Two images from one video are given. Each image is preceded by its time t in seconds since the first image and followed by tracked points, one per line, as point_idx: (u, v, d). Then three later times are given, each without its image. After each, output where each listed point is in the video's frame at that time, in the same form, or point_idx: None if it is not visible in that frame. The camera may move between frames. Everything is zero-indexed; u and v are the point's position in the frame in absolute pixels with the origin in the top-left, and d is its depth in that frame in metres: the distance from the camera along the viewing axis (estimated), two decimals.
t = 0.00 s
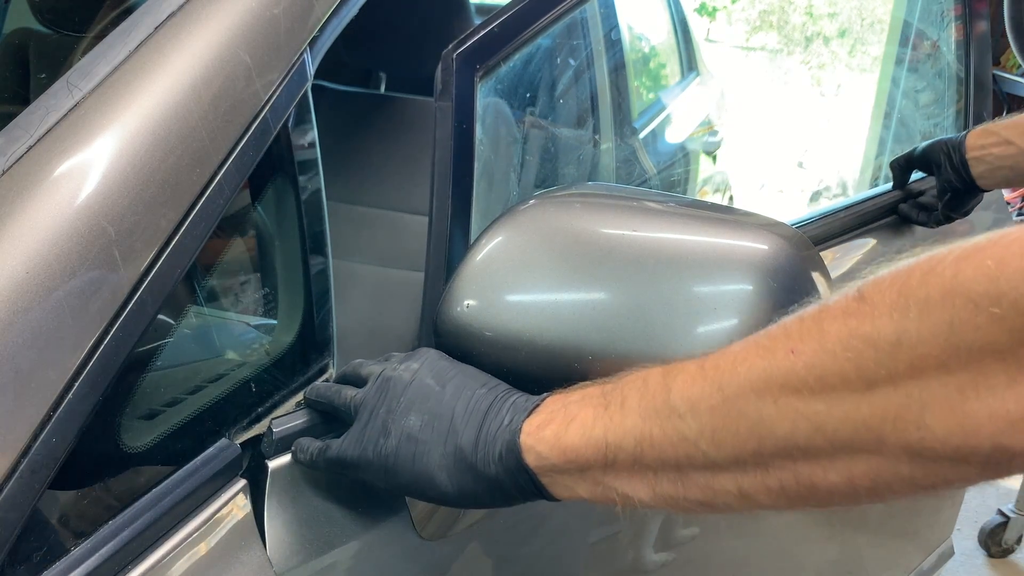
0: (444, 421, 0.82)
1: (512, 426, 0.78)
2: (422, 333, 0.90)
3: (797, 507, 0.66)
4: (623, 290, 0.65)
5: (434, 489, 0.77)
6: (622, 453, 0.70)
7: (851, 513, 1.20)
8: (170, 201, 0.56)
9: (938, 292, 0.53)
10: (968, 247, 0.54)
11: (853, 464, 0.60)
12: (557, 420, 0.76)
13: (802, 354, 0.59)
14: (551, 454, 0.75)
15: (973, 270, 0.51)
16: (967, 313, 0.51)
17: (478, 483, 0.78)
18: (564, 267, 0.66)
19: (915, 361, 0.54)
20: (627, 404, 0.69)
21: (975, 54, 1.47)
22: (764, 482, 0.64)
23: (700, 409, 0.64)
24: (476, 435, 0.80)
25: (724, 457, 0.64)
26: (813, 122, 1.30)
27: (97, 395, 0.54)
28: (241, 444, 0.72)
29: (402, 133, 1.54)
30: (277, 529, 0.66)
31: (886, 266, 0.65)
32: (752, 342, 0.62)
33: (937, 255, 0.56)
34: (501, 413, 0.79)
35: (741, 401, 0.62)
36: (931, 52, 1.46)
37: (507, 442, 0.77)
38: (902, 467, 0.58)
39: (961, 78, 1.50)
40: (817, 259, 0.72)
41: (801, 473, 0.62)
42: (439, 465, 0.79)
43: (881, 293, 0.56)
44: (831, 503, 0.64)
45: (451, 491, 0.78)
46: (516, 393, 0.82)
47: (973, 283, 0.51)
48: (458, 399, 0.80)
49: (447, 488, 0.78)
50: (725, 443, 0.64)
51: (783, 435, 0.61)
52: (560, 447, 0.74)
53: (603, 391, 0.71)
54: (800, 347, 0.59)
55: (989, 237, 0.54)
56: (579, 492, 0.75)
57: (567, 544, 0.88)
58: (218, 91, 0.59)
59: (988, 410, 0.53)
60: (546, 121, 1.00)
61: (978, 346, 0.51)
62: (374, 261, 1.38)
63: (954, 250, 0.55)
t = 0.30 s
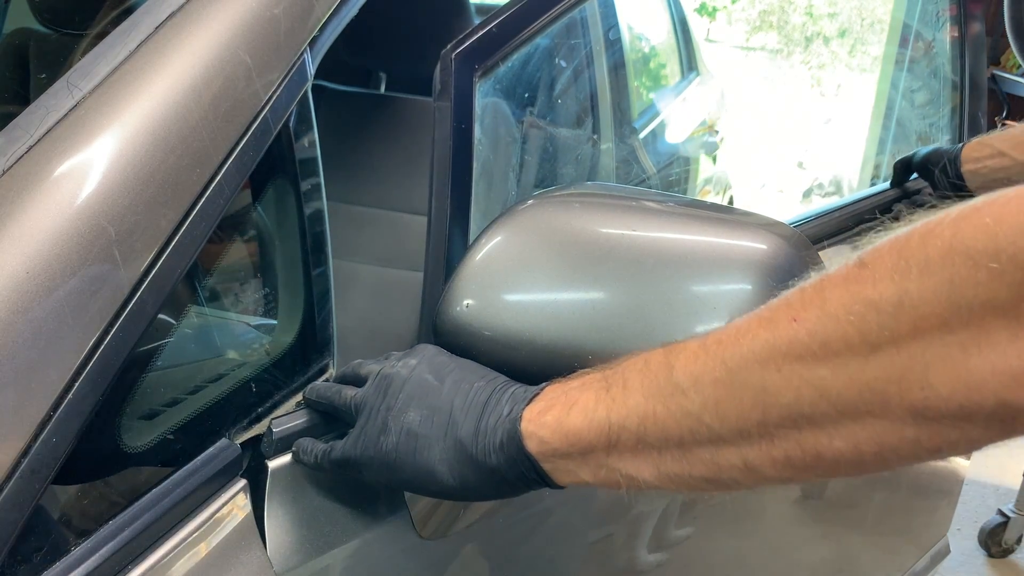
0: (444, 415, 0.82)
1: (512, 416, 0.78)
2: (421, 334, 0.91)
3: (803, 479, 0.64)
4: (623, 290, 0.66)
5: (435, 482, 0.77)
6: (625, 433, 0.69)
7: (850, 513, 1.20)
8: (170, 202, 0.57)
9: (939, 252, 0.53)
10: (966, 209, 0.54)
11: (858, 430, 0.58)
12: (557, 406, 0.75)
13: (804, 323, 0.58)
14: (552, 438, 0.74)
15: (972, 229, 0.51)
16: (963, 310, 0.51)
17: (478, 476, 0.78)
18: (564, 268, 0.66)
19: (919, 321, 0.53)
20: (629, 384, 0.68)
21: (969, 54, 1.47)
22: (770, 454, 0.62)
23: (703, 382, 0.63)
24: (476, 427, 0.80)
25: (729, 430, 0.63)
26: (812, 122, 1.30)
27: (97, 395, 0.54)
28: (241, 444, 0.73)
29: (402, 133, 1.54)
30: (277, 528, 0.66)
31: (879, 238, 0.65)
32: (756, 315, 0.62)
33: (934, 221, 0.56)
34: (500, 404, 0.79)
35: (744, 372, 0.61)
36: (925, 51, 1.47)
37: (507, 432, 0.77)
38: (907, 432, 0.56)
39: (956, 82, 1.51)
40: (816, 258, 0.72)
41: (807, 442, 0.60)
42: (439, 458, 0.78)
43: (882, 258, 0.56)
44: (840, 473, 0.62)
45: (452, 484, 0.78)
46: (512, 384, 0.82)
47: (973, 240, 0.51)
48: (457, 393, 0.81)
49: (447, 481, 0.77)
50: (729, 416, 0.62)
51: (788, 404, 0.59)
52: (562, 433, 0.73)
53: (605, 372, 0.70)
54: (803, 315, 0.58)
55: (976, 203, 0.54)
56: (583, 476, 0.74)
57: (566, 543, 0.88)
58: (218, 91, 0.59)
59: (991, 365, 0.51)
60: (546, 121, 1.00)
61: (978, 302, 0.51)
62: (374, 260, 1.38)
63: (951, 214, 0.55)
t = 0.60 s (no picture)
0: (445, 418, 0.82)
1: (512, 421, 0.78)
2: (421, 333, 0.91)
3: (803, 481, 0.64)
4: (623, 289, 0.66)
5: (436, 486, 0.77)
6: (626, 437, 0.69)
7: (851, 513, 1.20)
8: (170, 201, 0.56)
9: (937, 254, 0.52)
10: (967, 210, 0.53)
11: (857, 432, 0.58)
12: (558, 412, 0.76)
13: (803, 325, 0.58)
14: (553, 443, 0.74)
15: (969, 231, 0.51)
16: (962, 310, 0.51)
17: (480, 480, 0.78)
18: (565, 269, 0.66)
19: (916, 322, 0.53)
20: (629, 389, 0.68)
21: (974, 54, 1.48)
22: (770, 456, 0.63)
23: (703, 386, 0.63)
24: (476, 432, 0.80)
25: (728, 433, 0.63)
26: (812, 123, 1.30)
27: (97, 395, 0.54)
28: (241, 444, 0.72)
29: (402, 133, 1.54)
30: (277, 528, 0.66)
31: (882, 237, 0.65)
32: (755, 319, 0.61)
33: (934, 221, 0.55)
34: (501, 408, 0.79)
35: (744, 374, 0.61)
36: (930, 52, 1.47)
37: (509, 436, 0.77)
38: (907, 432, 0.56)
39: (960, 79, 1.51)
40: (817, 258, 0.72)
41: (806, 445, 0.61)
42: (441, 463, 0.79)
43: (881, 260, 0.56)
44: (841, 475, 0.62)
45: (454, 488, 0.78)
46: (513, 388, 0.82)
47: (970, 241, 0.50)
48: (459, 396, 0.81)
49: (448, 484, 0.78)
50: (728, 418, 0.62)
51: (787, 406, 0.59)
52: (562, 438, 0.74)
53: (606, 377, 0.70)
54: (801, 317, 0.58)
55: (978, 203, 0.53)
56: (583, 481, 0.74)
57: (567, 544, 0.88)
58: (218, 91, 0.59)
59: (989, 365, 0.51)
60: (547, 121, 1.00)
61: (975, 304, 0.50)
62: (375, 260, 1.38)
63: (951, 215, 0.55)
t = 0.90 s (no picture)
0: (443, 413, 0.82)
1: (511, 413, 0.78)
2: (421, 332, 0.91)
3: (803, 459, 0.63)
4: (622, 291, 0.66)
5: (435, 481, 0.77)
6: (624, 420, 0.69)
7: (853, 513, 1.20)
8: (170, 201, 0.56)
9: (926, 221, 0.52)
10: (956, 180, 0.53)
11: (855, 401, 0.57)
12: (555, 400, 0.75)
13: (798, 299, 0.58)
14: (552, 431, 0.74)
15: (960, 197, 0.51)
16: (962, 312, 0.51)
17: (479, 473, 0.78)
18: (564, 268, 0.66)
19: (910, 289, 0.53)
20: (627, 373, 0.68)
21: (977, 53, 1.37)
22: (769, 433, 0.62)
23: (700, 364, 0.63)
24: (475, 425, 0.80)
25: (727, 411, 0.62)
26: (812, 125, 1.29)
27: (97, 395, 0.54)
28: (241, 444, 0.72)
29: (402, 133, 1.54)
30: (277, 528, 0.66)
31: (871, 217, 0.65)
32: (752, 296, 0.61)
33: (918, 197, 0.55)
34: (500, 402, 0.80)
35: (741, 349, 0.60)
36: (932, 52, 1.42)
37: (507, 428, 0.77)
38: (904, 400, 0.56)
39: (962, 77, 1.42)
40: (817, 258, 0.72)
41: (805, 420, 0.60)
42: (440, 458, 0.79)
43: (874, 231, 0.56)
44: (843, 450, 0.61)
45: (453, 482, 0.78)
46: (513, 382, 0.82)
47: (960, 207, 0.50)
48: (457, 390, 0.81)
49: (449, 480, 0.78)
50: (727, 395, 0.62)
51: (784, 378, 0.59)
52: (561, 425, 0.74)
53: (603, 363, 0.70)
54: (796, 292, 0.58)
55: (958, 177, 0.53)
56: (582, 469, 0.74)
57: (568, 544, 0.88)
58: (218, 91, 0.59)
59: (983, 327, 0.51)
60: (546, 121, 1.00)
61: (968, 266, 0.50)
62: (375, 260, 1.38)
63: (937, 187, 0.55)
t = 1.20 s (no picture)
0: (440, 408, 0.82)
1: (507, 405, 0.78)
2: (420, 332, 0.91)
3: (802, 450, 0.63)
4: (622, 291, 0.66)
5: (433, 475, 0.78)
6: (622, 413, 0.68)
7: (850, 513, 1.20)
8: (170, 201, 0.56)
9: (925, 213, 0.53)
10: (953, 173, 0.53)
11: (854, 394, 0.57)
12: (552, 393, 0.75)
13: (797, 290, 0.58)
14: (549, 423, 0.74)
15: (959, 190, 0.51)
16: (960, 314, 0.51)
17: (476, 466, 0.78)
18: (564, 268, 0.66)
19: (910, 282, 0.53)
20: (625, 365, 0.68)
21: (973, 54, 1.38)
22: (767, 424, 0.62)
23: (699, 356, 0.63)
24: (471, 418, 0.80)
25: (726, 403, 0.62)
26: (809, 123, 1.27)
27: (97, 395, 0.54)
28: (241, 444, 0.72)
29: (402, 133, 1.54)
30: (277, 529, 0.66)
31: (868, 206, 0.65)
32: (750, 288, 0.61)
33: (914, 190, 0.55)
34: (495, 395, 0.80)
35: (739, 341, 0.60)
36: (926, 53, 1.41)
37: (503, 420, 0.77)
38: (903, 391, 0.56)
39: (959, 79, 1.42)
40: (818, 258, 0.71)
41: (803, 412, 0.60)
42: (436, 453, 0.79)
43: (871, 222, 0.56)
44: (842, 441, 0.61)
45: (451, 476, 0.78)
46: (507, 375, 0.82)
47: (958, 200, 0.51)
48: (452, 385, 0.82)
49: (446, 474, 0.78)
50: (725, 386, 0.61)
51: (784, 370, 0.59)
52: (558, 416, 0.73)
53: (599, 356, 0.69)
54: (795, 282, 0.58)
55: (956, 170, 0.54)
56: (579, 461, 0.73)
57: (566, 544, 0.88)
58: (218, 91, 0.59)
59: (981, 319, 0.51)
60: (546, 121, 1.00)
61: (967, 258, 0.50)
62: (375, 260, 1.38)
63: (935, 180, 0.55)
